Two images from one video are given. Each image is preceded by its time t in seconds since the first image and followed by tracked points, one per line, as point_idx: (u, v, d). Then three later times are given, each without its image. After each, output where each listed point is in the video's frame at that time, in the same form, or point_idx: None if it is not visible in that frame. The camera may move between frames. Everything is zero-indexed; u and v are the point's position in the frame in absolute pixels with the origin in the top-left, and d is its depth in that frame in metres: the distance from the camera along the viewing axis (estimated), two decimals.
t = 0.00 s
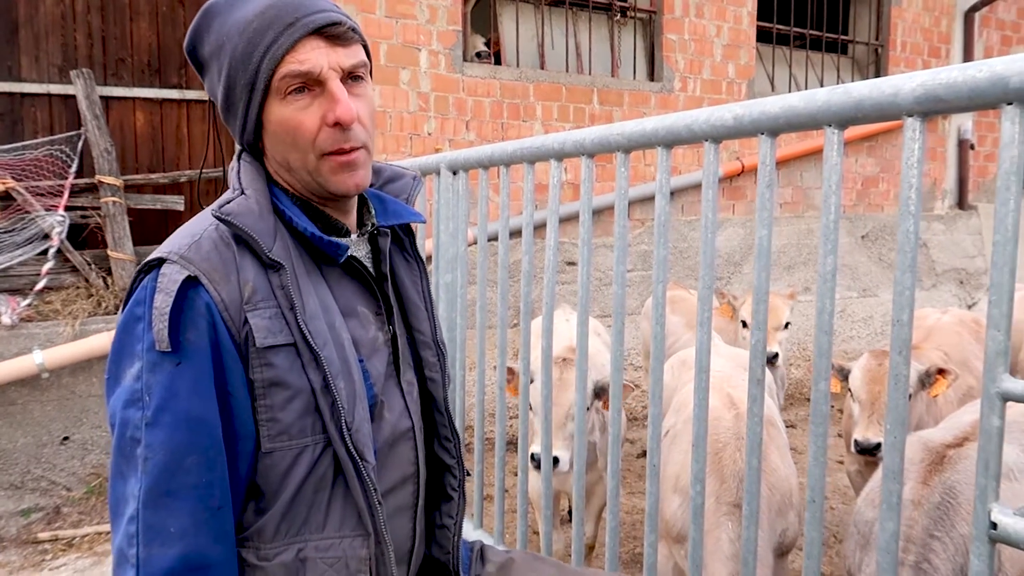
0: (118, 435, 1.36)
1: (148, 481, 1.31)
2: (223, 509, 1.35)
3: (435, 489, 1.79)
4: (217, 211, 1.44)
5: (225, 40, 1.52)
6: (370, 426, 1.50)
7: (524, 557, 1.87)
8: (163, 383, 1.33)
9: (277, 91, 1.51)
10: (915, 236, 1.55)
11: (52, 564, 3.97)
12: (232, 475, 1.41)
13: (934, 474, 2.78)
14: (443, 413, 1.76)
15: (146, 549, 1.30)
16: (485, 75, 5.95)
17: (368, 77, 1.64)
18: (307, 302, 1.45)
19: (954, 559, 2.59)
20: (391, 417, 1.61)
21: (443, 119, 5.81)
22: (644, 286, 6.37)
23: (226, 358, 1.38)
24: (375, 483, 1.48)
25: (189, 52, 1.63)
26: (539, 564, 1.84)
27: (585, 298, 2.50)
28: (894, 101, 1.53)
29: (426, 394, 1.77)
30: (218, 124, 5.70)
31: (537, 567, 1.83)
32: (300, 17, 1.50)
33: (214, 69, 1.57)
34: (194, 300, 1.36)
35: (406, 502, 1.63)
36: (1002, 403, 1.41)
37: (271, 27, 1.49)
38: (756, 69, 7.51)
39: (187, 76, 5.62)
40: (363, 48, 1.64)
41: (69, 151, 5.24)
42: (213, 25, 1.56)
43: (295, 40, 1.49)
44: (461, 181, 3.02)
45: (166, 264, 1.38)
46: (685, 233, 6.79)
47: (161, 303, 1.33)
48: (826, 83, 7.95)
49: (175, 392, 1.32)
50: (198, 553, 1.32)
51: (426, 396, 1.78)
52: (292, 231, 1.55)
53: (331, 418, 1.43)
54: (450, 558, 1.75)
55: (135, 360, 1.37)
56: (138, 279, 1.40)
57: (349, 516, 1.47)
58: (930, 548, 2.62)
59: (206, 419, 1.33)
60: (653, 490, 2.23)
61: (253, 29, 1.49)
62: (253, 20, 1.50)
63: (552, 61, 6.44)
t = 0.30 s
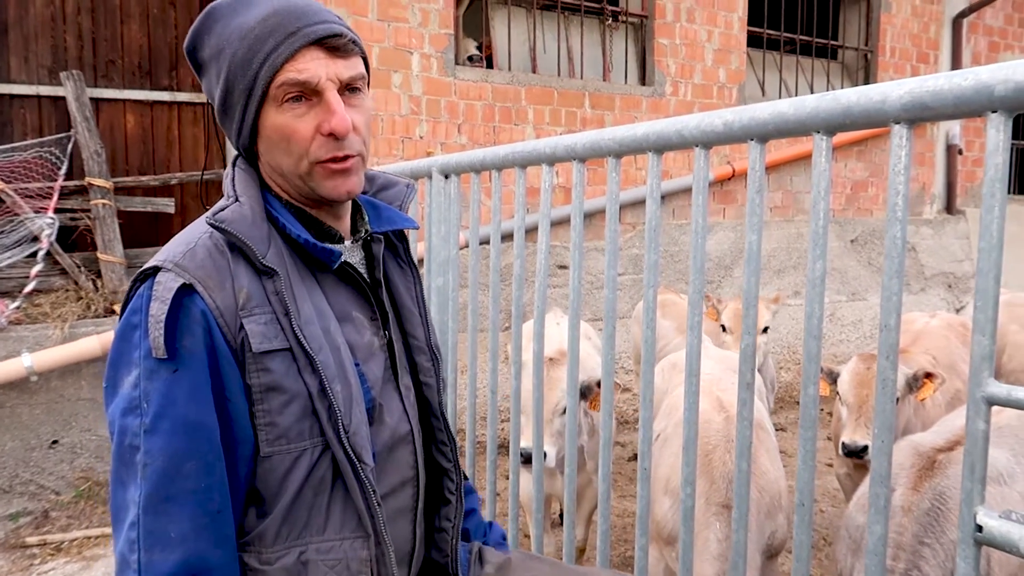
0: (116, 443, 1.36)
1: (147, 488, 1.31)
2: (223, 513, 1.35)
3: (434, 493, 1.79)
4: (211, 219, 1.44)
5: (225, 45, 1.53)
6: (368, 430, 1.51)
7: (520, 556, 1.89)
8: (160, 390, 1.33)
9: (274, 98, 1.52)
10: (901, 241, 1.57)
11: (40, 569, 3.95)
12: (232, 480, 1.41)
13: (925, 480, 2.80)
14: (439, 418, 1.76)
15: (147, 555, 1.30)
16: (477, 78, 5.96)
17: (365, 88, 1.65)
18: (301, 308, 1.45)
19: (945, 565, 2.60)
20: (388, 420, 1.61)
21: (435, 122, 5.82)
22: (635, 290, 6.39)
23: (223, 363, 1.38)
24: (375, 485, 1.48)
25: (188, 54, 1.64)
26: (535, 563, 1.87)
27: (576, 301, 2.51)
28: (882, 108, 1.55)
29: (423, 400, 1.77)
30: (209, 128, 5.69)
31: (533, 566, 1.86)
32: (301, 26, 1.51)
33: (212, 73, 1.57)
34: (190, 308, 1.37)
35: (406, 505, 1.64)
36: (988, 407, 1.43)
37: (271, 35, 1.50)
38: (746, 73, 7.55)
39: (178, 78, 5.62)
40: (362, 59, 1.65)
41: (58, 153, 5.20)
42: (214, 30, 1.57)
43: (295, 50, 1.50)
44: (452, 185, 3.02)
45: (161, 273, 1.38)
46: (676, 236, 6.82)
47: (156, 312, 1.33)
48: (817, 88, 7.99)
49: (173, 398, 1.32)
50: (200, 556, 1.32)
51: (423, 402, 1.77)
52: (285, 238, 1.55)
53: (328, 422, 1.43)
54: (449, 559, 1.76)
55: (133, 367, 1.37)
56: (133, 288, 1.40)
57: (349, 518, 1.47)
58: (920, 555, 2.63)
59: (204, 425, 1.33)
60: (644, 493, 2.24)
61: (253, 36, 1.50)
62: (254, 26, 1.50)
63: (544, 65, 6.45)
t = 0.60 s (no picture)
0: (117, 443, 1.36)
1: (144, 488, 1.30)
2: (218, 516, 1.34)
3: (437, 507, 1.74)
4: (217, 222, 1.43)
5: (239, 53, 1.54)
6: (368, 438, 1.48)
7: (523, 566, 1.80)
8: (160, 391, 1.32)
9: (286, 105, 1.52)
10: (890, 250, 1.57)
11: None
12: (230, 484, 1.39)
13: (914, 488, 2.81)
14: (443, 431, 1.73)
15: (141, 555, 1.29)
16: (465, 86, 5.97)
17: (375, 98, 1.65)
18: (304, 314, 1.44)
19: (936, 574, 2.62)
20: (392, 430, 1.58)
21: (424, 130, 5.82)
22: (623, 298, 6.41)
23: (223, 366, 1.37)
24: (372, 493, 1.45)
25: (201, 62, 1.64)
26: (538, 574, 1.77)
27: (565, 309, 2.51)
28: (870, 117, 1.56)
29: (427, 412, 1.74)
30: (197, 134, 5.66)
31: None
32: (314, 35, 1.51)
33: (225, 81, 1.58)
34: (192, 310, 1.36)
35: (407, 518, 1.60)
36: (977, 414, 1.44)
37: (284, 43, 1.50)
38: (733, 83, 7.60)
39: (165, 84, 5.55)
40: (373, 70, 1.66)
41: (44, 159, 5.14)
42: (228, 38, 1.57)
43: (307, 58, 1.51)
44: (442, 193, 3.02)
45: (165, 275, 1.38)
46: (664, 245, 6.84)
47: (158, 313, 1.33)
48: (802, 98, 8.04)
49: (172, 400, 1.32)
50: (194, 560, 1.31)
51: (427, 414, 1.74)
52: (291, 245, 1.54)
53: (327, 428, 1.41)
54: None
55: (135, 368, 1.37)
56: (139, 290, 1.41)
57: (346, 527, 1.44)
58: (910, 565, 2.64)
59: (202, 427, 1.33)
60: (633, 501, 2.23)
61: (267, 44, 1.51)
62: (268, 35, 1.51)
63: (533, 73, 6.47)
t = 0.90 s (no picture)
0: (140, 447, 1.34)
1: (169, 492, 1.29)
2: (243, 522, 1.33)
3: (453, 512, 1.72)
4: (245, 225, 1.42)
5: (267, 54, 1.51)
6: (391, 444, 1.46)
7: (534, 564, 1.77)
8: (186, 394, 1.31)
9: (314, 108, 1.50)
10: (883, 252, 1.57)
11: None
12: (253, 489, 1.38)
13: (903, 491, 2.82)
14: (461, 437, 1.71)
15: (166, 561, 1.28)
16: (451, 87, 5.95)
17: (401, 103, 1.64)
18: (329, 319, 1.42)
19: None
20: (413, 436, 1.56)
21: (410, 131, 5.80)
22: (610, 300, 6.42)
23: (249, 370, 1.35)
24: (396, 500, 1.43)
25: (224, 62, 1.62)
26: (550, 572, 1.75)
27: (555, 310, 2.49)
28: (863, 120, 1.57)
29: (445, 418, 1.72)
30: (180, 134, 5.51)
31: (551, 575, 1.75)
32: (344, 38, 1.49)
33: (251, 81, 1.55)
34: (220, 313, 1.35)
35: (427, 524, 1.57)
36: (970, 416, 1.44)
37: (314, 46, 1.48)
38: (717, 86, 7.63)
39: (148, 82, 5.41)
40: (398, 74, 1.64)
41: (23, 159, 5.07)
42: (256, 39, 1.55)
43: (338, 61, 1.49)
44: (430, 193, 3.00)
45: (192, 277, 1.36)
46: (649, 247, 6.86)
47: (186, 316, 1.31)
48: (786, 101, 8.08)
49: (198, 404, 1.30)
50: (219, 566, 1.29)
51: (445, 420, 1.72)
52: (315, 249, 1.52)
53: (352, 434, 1.39)
54: None
55: (159, 371, 1.35)
56: (164, 292, 1.39)
57: (369, 533, 1.43)
58: (899, 567, 2.68)
59: (228, 432, 1.31)
60: (623, 504, 2.22)
61: (297, 46, 1.48)
62: (297, 37, 1.49)
63: (518, 75, 6.45)
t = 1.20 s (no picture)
0: (169, 456, 1.32)
1: (200, 502, 1.26)
2: (274, 531, 1.30)
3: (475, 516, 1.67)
4: (272, 232, 1.40)
5: (297, 57, 1.48)
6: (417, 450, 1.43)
7: (552, 561, 1.74)
8: (214, 403, 1.28)
9: (343, 115, 1.47)
10: (872, 253, 1.57)
11: None
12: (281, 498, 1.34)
13: (885, 493, 2.84)
14: (484, 438, 1.66)
15: (199, 571, 1.26)
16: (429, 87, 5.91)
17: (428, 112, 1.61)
18: (355, 325, 1.39)
19: None
20: (436, 441, 1.53)
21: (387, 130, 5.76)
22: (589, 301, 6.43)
23: (277, 377, 1.32)
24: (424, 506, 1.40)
25: (251, 62, 1.58)
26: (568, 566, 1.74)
27: (539, 310, 2.46)
28: (852, 122, 1.57)
29: (467, 422, 1.67)
30: (152, 133, 5.40)
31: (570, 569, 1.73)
32: (377, 46, 1.46)
33: (278, 85, 1.52)
34: (246, 320, 1.31)
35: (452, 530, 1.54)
36: (959, 417, 1.44)
37: (346, 52, 1.45)
38: (694, 87, 7.67)
39: (120, 80, 5.29)
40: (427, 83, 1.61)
41: None
42: (285, 42, 1.51)
43: (370, 68, 1.46)
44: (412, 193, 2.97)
45: (219, 285, 1.33)
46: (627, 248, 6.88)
47: (214, 324, 1.29)
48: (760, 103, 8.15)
49: (227, 412, 1.27)
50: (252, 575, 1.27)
51: (466, 424, 1.67)
52: (338, 256, 1.49)
53: (379, 441, 1.36)
54: None
55: (187, 380, 1.32)
56: (189, 300, 1.36)
57: (398, 540, 1.39)
58: (882, 571, 2.71)
59: (258, 440, 1.28)
60: (609, 505, 2.21)
61: (328, 51, 1.45)
62: (329, 42, 1.46)
63: (496, 75, 6.43)
